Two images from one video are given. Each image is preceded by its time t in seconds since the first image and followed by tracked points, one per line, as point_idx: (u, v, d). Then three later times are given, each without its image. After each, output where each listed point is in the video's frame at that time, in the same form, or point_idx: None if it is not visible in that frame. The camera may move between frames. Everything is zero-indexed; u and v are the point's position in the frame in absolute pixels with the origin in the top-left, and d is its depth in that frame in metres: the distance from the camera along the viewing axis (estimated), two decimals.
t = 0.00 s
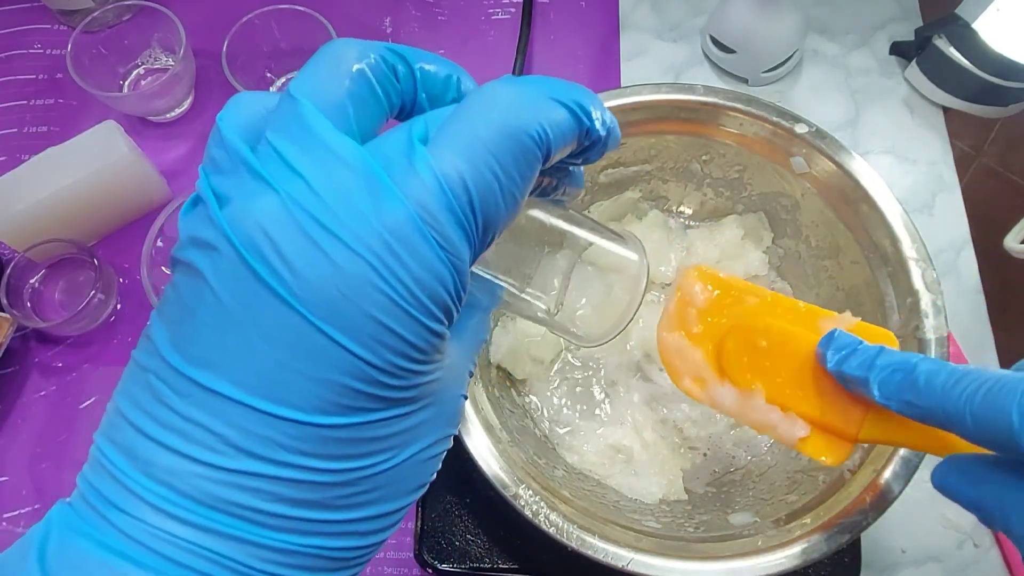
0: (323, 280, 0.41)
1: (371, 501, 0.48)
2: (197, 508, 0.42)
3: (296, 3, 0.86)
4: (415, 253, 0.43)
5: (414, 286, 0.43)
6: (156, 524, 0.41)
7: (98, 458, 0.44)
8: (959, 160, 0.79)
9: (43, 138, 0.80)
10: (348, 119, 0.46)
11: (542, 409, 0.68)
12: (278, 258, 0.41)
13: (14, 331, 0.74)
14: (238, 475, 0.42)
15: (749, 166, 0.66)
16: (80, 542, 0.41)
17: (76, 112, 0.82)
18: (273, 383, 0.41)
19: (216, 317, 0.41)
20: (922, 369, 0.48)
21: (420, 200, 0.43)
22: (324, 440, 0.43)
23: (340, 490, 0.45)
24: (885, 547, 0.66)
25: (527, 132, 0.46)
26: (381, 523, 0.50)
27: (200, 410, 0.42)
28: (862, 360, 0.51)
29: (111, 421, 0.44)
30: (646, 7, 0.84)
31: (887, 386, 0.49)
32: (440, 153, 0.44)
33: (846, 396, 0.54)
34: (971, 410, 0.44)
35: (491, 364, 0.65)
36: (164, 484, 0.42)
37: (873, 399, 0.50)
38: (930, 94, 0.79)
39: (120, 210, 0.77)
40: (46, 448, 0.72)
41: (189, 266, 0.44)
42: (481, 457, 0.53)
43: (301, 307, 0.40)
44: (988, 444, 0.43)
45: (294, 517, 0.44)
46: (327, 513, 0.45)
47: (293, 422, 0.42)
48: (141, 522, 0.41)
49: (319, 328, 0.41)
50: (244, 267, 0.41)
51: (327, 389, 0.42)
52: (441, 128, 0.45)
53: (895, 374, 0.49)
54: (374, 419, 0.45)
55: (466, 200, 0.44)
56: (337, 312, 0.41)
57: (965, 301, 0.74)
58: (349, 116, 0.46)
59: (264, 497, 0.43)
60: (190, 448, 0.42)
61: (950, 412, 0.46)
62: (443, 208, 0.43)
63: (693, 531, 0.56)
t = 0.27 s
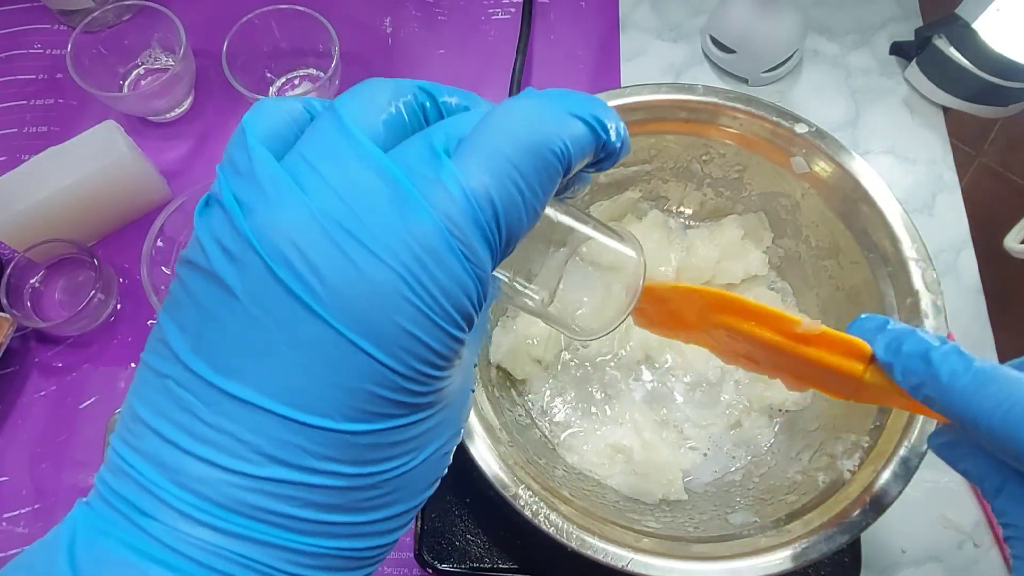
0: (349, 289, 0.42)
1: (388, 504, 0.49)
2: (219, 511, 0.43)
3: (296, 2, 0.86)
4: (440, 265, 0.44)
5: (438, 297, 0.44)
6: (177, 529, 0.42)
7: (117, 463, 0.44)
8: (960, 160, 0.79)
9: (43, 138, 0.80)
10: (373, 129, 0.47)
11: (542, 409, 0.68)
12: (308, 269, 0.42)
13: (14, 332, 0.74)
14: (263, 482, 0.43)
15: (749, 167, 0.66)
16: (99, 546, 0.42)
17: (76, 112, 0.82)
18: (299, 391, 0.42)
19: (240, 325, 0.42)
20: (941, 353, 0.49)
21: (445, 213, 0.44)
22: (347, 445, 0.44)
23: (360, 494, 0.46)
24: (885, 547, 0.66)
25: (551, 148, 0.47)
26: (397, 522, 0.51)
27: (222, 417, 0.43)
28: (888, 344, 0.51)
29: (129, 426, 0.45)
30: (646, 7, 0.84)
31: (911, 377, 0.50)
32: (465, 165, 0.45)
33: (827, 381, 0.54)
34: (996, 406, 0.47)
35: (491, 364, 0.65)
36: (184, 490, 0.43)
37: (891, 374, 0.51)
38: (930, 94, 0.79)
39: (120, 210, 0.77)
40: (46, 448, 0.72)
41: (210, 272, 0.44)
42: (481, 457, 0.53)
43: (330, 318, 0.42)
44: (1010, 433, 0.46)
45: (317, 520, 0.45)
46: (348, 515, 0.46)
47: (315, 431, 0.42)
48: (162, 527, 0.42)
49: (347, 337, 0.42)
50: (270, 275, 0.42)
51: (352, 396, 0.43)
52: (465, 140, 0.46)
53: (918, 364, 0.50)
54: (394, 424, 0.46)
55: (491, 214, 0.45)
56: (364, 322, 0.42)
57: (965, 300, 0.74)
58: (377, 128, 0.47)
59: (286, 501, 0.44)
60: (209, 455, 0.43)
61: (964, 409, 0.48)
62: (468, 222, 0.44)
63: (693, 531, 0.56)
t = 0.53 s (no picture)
0: (374, 316, 0.44)
1: (397, 514, 0.52)
2: (240, 526, 0.44)
3: (296, 2, 0.86)
4: (466, 298, 0.45)
5: (462, 328, 0.46)
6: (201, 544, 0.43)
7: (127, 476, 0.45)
8: (960, 160, 0.79)
9: (43, 138, 0.80)
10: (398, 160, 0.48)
11: (541, 409, 0.68)
12: (339, 300, 0.43)
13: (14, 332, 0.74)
14: (284, 497, 0.44)
15: (749, 166, 0.66)
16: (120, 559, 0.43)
17: (76, 112, 0.81)
18: (323, 413, 0.43)
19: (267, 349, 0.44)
20: (917, 368, 0.50)
21: (474, 248, 0.45)
22: (368, 464, 0.46)
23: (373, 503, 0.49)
24: (885, 547, 0.66)
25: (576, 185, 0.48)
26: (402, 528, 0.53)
27: (245, 435, 0.44)
28: (869, 362, 0.52)
29: (140, 439, 0.45)
30: (646, 7, 0.84)
31: (892, 392, 0.51)
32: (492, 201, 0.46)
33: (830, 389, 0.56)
34: (969, 414, 0.47)
35: (492, 364, 0.65)
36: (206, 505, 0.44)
37: (874, 389, 0.52)
38: (930, 94, 0.79)
39: (120, 210, 0.77)
40: (46, 448, 0.72)
41: (230, 290, 0.45)
42: (480, 457, 0.53)
43: (359, 347, 0.43)
44: (982, 439, 0.45)
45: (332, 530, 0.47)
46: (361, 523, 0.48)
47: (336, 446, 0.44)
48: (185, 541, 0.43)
49: (376, 366, 0.44)
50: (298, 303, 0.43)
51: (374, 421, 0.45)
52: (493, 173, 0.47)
53: (897, 381, 0.50)
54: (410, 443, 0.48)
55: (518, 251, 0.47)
56: (390, 351, 0.44)
57: (965, 300, 0.74)
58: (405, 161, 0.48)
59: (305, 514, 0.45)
60: (227, 472, 0.43)
61: (942, 418, 0.48)
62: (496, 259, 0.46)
63: (693, 531, 0.56)
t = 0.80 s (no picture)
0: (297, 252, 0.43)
1: (367, 484, 0.48)
2: (198, 495, 0.42)
3: (296, 2, 0.86)
4: (379, 230, 0.45)
5: (381, 260, 0.45)
6: (160, 518, 0.41)
7: (100, 474, 0.43)
8: (960, 160, 0.79)
9: (42, 138, 0.80)
10: (330, 147, 0.50)
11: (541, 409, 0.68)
12: (262, 244, 0.43)
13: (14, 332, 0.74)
14: (230, 450, 0.42)
15: (750, 167, 0.66)
16: (90, 555, 0.41)
17: (76, 111, 0.82)
18: (257, 352, 0.43)
19: (206, 310, 0.44)
20: (943, 371, 0.50)
21: (382, 186, 0.46)
22: (309, 405, 0.44)
23: (335, 464, 0.45)
24: (885, 548, 0.66)
25: (476, 131, 0.50)
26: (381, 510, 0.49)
27: (192, 396, 0.43)
28: (894, 362, 0.51)
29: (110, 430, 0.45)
30: (646, 7, 0.84)
31: (916, 395, 0.51)
32: (401, 151, 0.48)
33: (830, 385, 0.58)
34: (998, 419, 0.47)
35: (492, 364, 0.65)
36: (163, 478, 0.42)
37: (896, 391, 0.52)
38: (930, 94, 0.79)
39: (120, 210, 0.77)
40: (46, 448, 0.72)
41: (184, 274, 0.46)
42: (481, 457, 0.53)
43: (282, 282, 0.43)
44: (1010, 445, 0.47)
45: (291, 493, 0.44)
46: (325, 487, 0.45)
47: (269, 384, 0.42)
48: (145, 517, 0.41)
49: (300, 298, 0.43)
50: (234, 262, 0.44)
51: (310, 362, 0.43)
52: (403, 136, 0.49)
53: (923, 384, 0.50)
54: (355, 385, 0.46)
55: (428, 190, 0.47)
56: (311, 282, 0.43)
57: (965, 300, 0.74)
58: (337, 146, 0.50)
59: (256, 473, 0.43)
60: (181, 436, 0.42)
61: (972, 422, 0.49)
62: (404, 195, 0.46)
63: (693, 531, 0.56)
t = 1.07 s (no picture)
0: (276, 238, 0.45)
1: (344, 463, 0.46)
2: (176, 467, 0.41)
3: (296, 2, 0.86)
4: (353, 219, 0.48)
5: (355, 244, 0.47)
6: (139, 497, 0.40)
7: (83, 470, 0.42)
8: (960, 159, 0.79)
9: (42, 138, 0.80)
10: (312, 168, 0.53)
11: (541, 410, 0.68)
12: (243, 236, 0.45)
13: (14, 332, 0.74)
14: (206, 424, 0.42)
15: (749, 167, 0.66)
16: (67, 549, 0.39)
17: (76, 111, 0.82)
18: (237, 330, 0.44)
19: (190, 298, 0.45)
20: (941, 392, 0.50)
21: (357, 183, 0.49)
22: (288, 376, 0.44)
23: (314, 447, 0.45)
24: (885, 548, 0.66)
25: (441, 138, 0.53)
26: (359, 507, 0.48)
27: (173, 374, 0.43)
28: (893, 384, 0.51)
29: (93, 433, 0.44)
30: (646, 7, 0.84)
31: (916, 416, 0.50)
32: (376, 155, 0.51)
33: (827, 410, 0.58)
34: (999, 433, 0.47)
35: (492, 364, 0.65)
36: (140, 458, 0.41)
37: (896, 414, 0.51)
38: (930, 94, 0.79)
39: (120, 210, 0.77)
40: (46, 448, 0.72)
41: (173, 274, 0.47)
42: (481, 458, 0.53)
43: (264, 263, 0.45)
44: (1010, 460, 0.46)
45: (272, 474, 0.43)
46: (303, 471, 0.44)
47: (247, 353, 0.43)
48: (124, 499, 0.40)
49: (282, 278, 0.45)
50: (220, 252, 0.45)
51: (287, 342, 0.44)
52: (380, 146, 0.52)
53: (924, 405, 0.50)
54: (331, 361, 0.46)
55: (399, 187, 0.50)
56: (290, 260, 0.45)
57: (966, 300, 0.74)
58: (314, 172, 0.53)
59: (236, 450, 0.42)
60: (162, 413, 0.42)
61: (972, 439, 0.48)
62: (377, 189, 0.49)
63: (693, 531, 0.56)
